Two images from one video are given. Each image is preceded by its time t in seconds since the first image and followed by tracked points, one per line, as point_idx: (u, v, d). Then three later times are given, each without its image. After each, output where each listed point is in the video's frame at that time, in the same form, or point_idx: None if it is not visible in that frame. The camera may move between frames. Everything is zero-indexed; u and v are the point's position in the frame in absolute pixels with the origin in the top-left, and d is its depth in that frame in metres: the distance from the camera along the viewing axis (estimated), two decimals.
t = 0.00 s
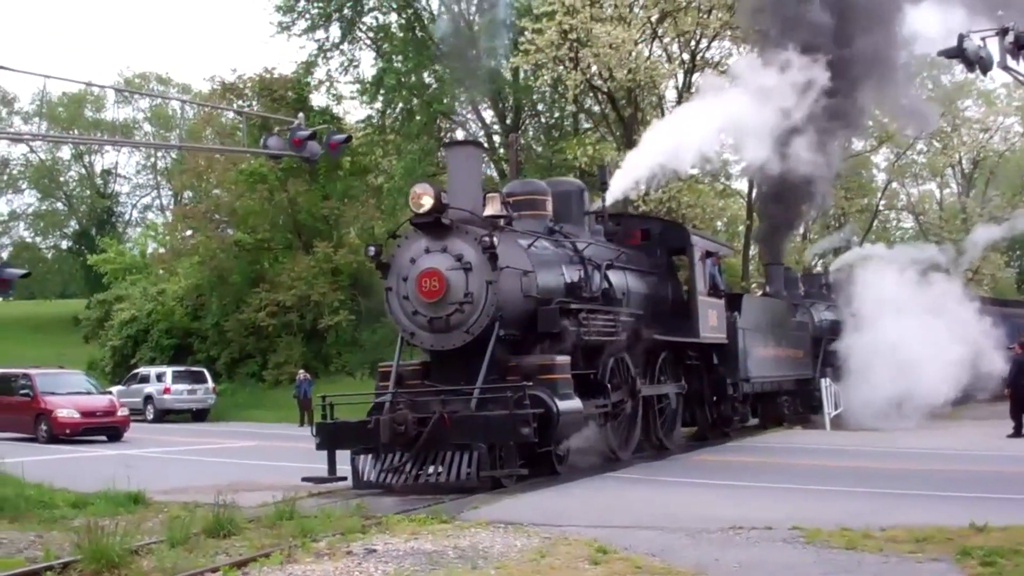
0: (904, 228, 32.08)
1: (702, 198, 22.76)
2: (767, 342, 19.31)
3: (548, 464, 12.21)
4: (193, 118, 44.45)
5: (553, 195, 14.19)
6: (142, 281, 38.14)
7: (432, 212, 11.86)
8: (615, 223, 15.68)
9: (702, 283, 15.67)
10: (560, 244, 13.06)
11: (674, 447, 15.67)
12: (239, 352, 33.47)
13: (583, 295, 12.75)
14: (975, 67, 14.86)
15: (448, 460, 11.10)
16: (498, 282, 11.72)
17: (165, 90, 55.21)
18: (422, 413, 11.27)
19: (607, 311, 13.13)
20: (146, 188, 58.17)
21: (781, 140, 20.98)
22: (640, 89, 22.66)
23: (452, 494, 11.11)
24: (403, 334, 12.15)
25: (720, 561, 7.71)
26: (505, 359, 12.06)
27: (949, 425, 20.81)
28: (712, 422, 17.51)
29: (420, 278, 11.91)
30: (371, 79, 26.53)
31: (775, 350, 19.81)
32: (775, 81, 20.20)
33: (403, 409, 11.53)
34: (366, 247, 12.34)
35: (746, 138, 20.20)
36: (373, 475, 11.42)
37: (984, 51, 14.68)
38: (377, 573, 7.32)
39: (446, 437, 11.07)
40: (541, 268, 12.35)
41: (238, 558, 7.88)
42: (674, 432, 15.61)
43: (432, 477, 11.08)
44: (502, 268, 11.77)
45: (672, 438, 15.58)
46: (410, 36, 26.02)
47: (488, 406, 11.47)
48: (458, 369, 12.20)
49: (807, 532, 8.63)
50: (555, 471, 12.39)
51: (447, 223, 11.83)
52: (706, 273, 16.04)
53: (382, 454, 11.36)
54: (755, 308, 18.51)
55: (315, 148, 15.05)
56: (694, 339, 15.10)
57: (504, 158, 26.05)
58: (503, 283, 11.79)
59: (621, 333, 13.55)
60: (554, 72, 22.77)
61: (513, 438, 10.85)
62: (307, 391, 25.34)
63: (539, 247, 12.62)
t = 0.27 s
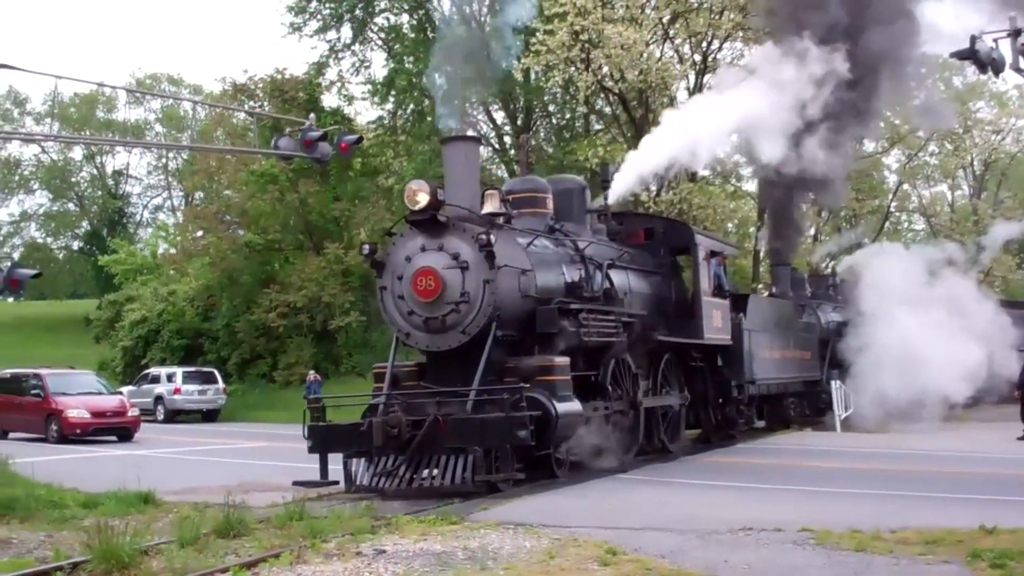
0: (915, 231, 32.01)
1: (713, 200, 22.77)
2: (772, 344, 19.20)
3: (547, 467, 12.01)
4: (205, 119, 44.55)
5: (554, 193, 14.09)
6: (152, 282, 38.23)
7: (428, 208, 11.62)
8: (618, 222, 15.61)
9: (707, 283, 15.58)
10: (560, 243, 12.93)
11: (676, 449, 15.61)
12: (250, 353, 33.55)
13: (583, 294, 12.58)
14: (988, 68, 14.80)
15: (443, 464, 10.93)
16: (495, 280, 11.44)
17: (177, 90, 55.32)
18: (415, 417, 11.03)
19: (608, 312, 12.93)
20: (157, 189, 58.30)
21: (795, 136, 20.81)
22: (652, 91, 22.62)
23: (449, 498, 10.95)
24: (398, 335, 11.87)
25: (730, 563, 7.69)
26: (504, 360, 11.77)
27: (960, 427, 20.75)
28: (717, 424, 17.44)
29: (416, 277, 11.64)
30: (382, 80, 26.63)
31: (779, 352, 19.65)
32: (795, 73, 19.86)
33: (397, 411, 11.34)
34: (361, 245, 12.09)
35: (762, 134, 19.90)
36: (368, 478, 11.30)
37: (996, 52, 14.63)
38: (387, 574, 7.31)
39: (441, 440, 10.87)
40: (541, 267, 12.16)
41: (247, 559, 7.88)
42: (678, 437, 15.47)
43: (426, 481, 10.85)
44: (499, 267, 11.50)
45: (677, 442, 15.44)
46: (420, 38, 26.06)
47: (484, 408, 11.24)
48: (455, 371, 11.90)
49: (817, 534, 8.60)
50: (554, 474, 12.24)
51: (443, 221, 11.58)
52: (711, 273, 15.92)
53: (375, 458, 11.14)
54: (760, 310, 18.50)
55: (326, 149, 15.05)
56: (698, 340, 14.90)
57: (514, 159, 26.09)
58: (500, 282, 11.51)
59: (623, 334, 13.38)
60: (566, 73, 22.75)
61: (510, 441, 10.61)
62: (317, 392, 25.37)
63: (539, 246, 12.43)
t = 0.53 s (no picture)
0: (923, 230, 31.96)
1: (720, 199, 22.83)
2: (775, 343, 19.06)
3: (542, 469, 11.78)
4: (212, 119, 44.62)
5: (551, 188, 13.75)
6: (160, 282, 38.28)
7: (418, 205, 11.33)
8: (618, 219, 15.55)
9: (708, 280, 15.47)
10: (557, 239, 12.64)
11: (676, 450, 15.51)
12: (258, 352, 33.58)
13: (580, 292, 12.30)
14: (996, 69, 14.78)
15: (435, 466, 10.71)
16: (489, 278, 11.18)
17: (184, 90, 55.47)
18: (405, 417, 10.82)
19: (606, 310, 12.67)
20: (165, 189, 58.44)
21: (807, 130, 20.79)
22: (659, 91, 22.57)
23: (440, 501, 10.71)
24: (390, 333, 11.64)
25: (736, 562, 7.67)
26: (498, 360, 11.47)
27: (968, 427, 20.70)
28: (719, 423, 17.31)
29: (407, 275, 11.39)
30: (389, 80, 26.67)
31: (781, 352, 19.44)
32: (809, 64, 19.62)
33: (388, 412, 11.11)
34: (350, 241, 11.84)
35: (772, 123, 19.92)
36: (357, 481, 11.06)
37: (1004, 52, 14.60)
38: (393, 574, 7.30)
39: (434, 442, 10.64)
40: (537, 264, 11.88)
41: (254, 559, 7.87)
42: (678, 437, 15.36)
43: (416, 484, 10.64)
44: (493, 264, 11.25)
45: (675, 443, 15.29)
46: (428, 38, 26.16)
47: (476, 409, 11.03)
48: (449, 371, 11.67)
49: (824, 534, 8.57)
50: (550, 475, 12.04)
51: (435, 217, 11.33)
52: (712, 271, 15.77)
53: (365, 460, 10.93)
54: (762, 308, 18.35)
55: (333, 148, 15.04)
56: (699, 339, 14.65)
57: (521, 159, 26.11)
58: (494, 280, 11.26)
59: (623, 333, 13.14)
60: (573, 73, 22.73)
61: (503, 443, 10.41)
62: (325, 392, 25.36)
63: (535, 242, 12.16)
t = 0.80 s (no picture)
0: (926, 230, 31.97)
1: (723, 199, 22.87)
2: (773, 343, 18.82)
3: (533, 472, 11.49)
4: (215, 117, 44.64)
5: (545, 184, 13.52)
6: (163, 281, 38.30)
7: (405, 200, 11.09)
8: (613, 216, 15.24)
9: (705, 279, 15.12)
10: (549, 237, 12.42)
11: (672, 453, 15.22)
12: (261, 352, 33.58)
13: (573, 290, 12.15)
14: (999, 69, 14.76)
15: (421, 468, 10.36)
16: (478, 276, 10.91)
17: (187, 89, 55.42)
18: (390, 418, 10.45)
19: (600, 309, 12.46)
20: (167, 187, 58.42)
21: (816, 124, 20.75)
22: (664, 91, 22.53)
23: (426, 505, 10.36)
24: (376, 332, 11.35)
25: (739, 562, 7.65)
26: (487, 360, 11.24)
27: (971, 427, 20.67)
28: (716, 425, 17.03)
29: (393, 272, 11.13)
30: (393, 80, 26.70)
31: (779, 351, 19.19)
32: (816, 59, 19.55)
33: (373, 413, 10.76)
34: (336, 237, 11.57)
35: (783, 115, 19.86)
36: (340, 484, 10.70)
37: (1007, 52, 14.58)
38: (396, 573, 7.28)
39: (419, 443, 10.26)
40: (528, 261, 11.66)
41: (256, 558, 7.85)
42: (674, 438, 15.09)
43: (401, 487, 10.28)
44: (482, 261, 10.97)
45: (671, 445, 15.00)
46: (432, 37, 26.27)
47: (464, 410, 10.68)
48: (438, 371, 11.39)
49: (826, 533, 8.56)
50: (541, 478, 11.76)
51: (422, 212, 11.07)
52: (709, 268, 15.39)
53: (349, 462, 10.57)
54: (761, 308, 18.16)
55: (337, 147, 15.02)
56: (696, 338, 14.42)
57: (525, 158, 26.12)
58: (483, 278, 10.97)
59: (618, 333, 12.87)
60: (577, 73, 22.72)
61: (491, 444, 10.07)
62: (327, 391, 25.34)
63: (526, 239, 11.93)
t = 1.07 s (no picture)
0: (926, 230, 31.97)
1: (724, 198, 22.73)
2: (769, 341, 18.46)
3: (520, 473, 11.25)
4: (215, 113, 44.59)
5: (534, 177, 13.25)
6: (162, 277, 38.27)
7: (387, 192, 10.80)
8: (606, 211, 15.02)
9: (698, 276, 14.92)
10: (538, 231, 12.24)
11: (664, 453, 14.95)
12: (260, 348, 33.54)
13: (561, 286, 11.94)
14: (1000, 68, 14.72)
15: (402, 468, 10.09)
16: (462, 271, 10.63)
17: (187, 84, 55.33)
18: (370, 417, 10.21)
19: (588, 306, 12.30)
20: (167, 182, 58.37)
21: (817, 117, 20.86)
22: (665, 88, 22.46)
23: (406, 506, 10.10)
24: (357, 328, 11.10)
25: (737, 559, 7.63)
26: (472, 357, 11.04)
27: (970, 427, 20.65)
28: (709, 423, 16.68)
29: (375, 266, 10.86)
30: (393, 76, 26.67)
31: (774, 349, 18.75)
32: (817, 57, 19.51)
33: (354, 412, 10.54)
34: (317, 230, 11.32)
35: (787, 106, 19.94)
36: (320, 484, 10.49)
37: (1008, 52, 14.55)
38: (394, 570, 7.26)
39: (399, 443, 9.98)
40: (516, 256, 11.49)
41: (254, 554, 7.82)
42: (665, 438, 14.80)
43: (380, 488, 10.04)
44: (466, 255, 10.71)
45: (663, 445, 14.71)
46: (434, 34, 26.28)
47: (447, 409, 10.42)
48: (421, 368, 11.18)
49: (824, 531, 8.54)
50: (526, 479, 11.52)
51: (405, 205, 10.81)
52: (701, 265, 15.22)
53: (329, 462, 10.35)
54: (756, 303, 17.71)
55: (338, 143, 14.99)
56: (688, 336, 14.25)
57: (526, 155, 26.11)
58: (467, 272, 10.71)
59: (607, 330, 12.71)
60: (578, 70, 22.68)
61: (472, 445, 9.77)
62: (327, 387, 25.30)
63: (514, 233, 11.77)
